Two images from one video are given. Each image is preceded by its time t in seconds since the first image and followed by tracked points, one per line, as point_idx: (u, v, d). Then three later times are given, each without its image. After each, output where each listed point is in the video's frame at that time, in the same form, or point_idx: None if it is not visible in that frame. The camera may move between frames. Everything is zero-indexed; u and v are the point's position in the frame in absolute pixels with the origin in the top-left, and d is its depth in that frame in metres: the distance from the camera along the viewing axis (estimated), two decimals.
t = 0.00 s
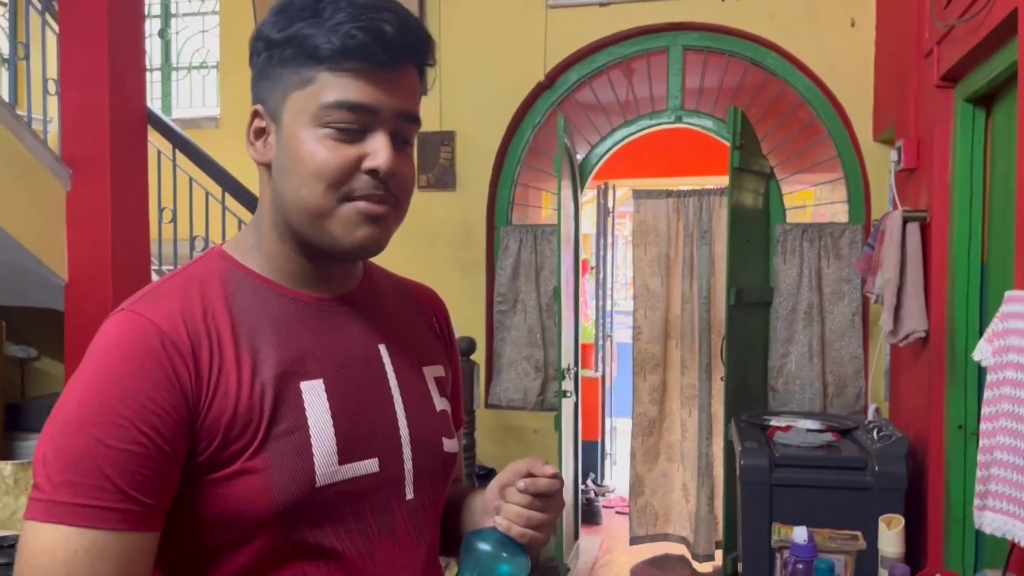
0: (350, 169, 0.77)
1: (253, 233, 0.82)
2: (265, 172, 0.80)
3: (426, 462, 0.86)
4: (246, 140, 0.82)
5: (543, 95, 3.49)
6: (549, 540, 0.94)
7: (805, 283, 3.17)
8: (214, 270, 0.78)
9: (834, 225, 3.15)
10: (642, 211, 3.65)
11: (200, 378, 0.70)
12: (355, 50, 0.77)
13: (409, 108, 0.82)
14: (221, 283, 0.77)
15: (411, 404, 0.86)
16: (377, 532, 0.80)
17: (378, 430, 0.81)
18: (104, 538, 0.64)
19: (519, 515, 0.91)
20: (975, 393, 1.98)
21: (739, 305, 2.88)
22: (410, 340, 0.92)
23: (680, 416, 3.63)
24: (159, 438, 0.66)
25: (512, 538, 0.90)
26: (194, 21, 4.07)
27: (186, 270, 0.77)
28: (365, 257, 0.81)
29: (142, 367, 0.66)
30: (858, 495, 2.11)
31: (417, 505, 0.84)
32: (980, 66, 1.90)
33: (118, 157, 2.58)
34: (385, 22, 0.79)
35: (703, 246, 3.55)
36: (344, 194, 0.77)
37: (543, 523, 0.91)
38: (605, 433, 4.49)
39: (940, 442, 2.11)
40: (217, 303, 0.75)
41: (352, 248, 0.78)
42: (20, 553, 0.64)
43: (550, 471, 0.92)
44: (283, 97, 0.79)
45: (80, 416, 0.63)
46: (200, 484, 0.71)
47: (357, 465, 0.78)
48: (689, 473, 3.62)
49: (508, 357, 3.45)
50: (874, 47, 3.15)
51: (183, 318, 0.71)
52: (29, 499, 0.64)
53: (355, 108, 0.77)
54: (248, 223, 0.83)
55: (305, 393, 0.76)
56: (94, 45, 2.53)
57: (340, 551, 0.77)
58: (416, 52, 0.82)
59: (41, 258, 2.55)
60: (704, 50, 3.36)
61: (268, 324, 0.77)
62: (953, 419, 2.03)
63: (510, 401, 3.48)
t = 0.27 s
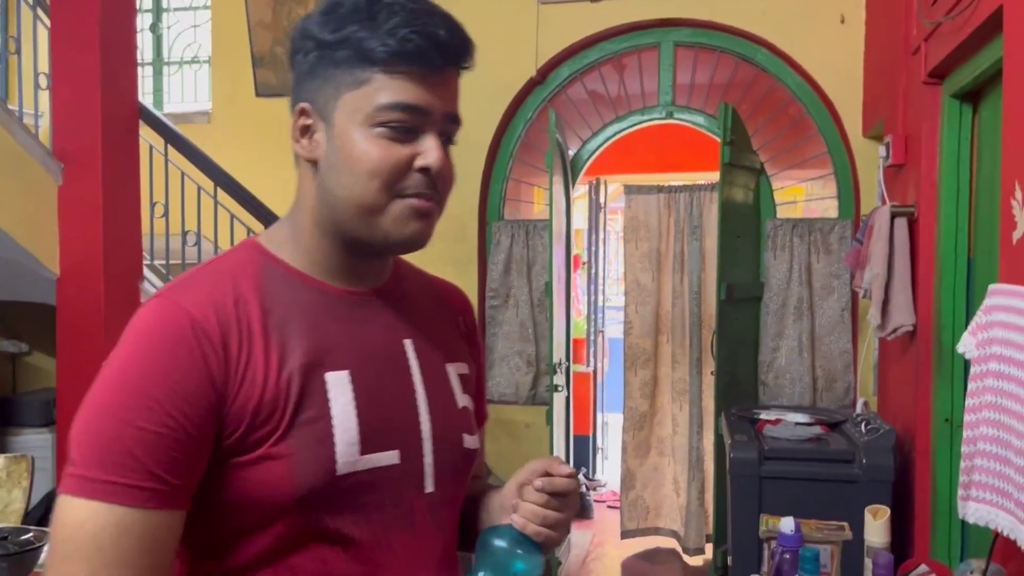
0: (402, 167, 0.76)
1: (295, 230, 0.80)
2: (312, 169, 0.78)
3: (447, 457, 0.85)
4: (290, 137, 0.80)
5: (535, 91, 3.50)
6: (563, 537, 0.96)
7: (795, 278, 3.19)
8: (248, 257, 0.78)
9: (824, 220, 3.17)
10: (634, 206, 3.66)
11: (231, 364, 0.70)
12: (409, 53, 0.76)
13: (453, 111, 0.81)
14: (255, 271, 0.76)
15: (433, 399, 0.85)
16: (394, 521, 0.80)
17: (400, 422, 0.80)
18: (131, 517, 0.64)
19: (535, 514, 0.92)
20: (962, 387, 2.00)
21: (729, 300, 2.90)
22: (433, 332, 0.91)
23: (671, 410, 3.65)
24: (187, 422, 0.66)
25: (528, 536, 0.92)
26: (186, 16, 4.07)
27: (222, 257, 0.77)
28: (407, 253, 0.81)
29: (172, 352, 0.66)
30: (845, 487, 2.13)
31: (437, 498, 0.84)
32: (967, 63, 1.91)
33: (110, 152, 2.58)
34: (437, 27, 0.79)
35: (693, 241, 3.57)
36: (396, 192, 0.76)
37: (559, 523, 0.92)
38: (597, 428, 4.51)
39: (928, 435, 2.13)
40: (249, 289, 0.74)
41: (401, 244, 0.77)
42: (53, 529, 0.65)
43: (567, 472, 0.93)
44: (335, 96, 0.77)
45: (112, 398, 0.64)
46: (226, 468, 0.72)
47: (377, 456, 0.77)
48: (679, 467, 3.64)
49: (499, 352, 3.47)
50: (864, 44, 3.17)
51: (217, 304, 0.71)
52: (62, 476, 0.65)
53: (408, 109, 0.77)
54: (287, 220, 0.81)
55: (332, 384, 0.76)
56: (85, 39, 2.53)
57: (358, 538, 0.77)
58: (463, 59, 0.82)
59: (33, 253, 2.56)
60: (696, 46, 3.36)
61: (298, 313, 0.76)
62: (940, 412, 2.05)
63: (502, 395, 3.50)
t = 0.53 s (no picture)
0: (470, 160, 0.74)
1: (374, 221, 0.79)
2: (393, 163, 0.78)
3: (516, 455, 0.80)
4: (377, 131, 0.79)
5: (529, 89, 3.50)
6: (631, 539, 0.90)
7: (787, 276, 3.20)
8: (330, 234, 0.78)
9: (816, 218, 3.18)
10: (627, 204, 3.67)
11: (309, 338, 0.69)
12: (486, 48, 0.74)
13: (534, 109, 0.78)
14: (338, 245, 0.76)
15: (502, 392, 0.80)
16: (457, 512, 0.75)
17: (468, 411, 0.76)
18: (206, 477, 0.64)
19: (598, 512, 0.87)
20: (953, 386, 2.02)
21: (722, 298, 2.91)
22: (506, 328, 0.86)
23: (664, 408, 3.66)
24: (262, 394, 0.65)
25: (592, 534, 0.87)
26: (178, 12, 4.03)
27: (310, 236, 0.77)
28: (479, 247, 0.78)
29: (252, 323, 0.66)
30: (838, 484, 2.14)
31: (501, 491, 0.79)
32: (959, 62, 1.93)
33: (101, 148, 2.57)
34: (516, 25, 0.76)
35: (686, 239, 3.58)
36: (462, 183, 0.74)
37: (624, 523, 0.88)
38: (590, 425, 4.52)
39: (920, 431, 2.15)
40: (329, 263, 0.74)
41: (462, 234, 0.75)
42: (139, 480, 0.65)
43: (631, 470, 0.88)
44: (414, 91, 0.76)
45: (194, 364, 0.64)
46: (296, 442, 0.70)
47: (441, 442, 0.73)
48: (672, 464, 3.65)
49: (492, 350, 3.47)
50: (856, 42, 3.18)
51: (298, 279, 0.70)
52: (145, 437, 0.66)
53: (481, 104, 0.74)
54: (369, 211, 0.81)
55: (401, 366, 0.73)
56: (77, 35, 2.51)
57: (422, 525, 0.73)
58: (544, 56, 0.78)
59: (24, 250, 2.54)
60: (688, 45, 3.38)
61: (374, 293, 0.74)
62: (931, 409, 2.07)
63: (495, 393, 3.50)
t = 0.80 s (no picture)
0: (549, 169, 0.81)
1: (463, 228, 0.88)
2: (480, 175, 0.87)
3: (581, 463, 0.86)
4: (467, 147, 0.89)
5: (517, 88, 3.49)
6: (689, 552, 0.95)
7: (774, 275, 3.21)
8: (416, 241, 0.87)
9: (803, 219, 3.19)
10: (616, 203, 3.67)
11: (392, 337, 0.77)
12: (565, 64, 0.82)
13: (613, 120, 0.85)
14: (423, 252, 0.85)
15: (575, 402, 0.88)
16: (523, 508, 0.82)
17: (541, 416, 0.84)
18: (296, 463, 0.72)
19: (656, 519, 0.92)
20: (938, 384, 2.04)
21: (710, 297, 2.93)
22: (580, 345, 0.93)
23: (652, 407, 3.67)
24: (351, 386, 0.74)
25: (650, 541, 0.91)
26: (165, 9, 4.01)
27: (396, 244, 0.86)
28: (559, 255, 0.86)
29: (344, 321, 0.74)
30: (824, 482, 2.16)
31: (566, 496, 0.86)
32: (944, 63, 1.94)
33: (88, 146, 2.55)
34: (593, 39, 0.84)
35: (675, 238, 3.60)
36: (542, 192, 0.82)
37: (683, 530, 0.92)
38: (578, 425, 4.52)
39: (904, 429, 2.16)
40: (414, 270, 0.83)
41: (546, 241, 0.82)
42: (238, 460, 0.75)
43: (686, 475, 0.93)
44: (499, 106, 0.85)
45: (291, 354, 0.73)
46: (380, 431, 0.78)
47: (517, 443, 0.81)
48: (660, 463, 3.67)
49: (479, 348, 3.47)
50: (843, 43, 3.20)
51: (387, 283, 0.79)
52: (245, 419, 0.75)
53: (561, 117, 0.82)
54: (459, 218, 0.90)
55: (483, 367, 0.82)
56: (62, 32, 2.50)
57: (496, 518, 0.80)
58: (620, 70, 0.86)
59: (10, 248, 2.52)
60: (676, 45, 3.41)
61: (449, 299, 0.83)
62: (917, 408, 2.08)
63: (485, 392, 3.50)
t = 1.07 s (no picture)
0: (595, 184, 0.81)
1: (497, 232, 0.88)
2: (517, 186, 0.87)
3: (608, 459, 0.89)
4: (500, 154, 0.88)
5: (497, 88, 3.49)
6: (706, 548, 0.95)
7: (751, 276, 3.24)
8: (448, 235, 0.87)
9: (780, 219, 3.22)
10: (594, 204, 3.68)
11: (433, 326, 0.77)
12: (609, 82, 0.82)
13: (651, 133, 0.86)
14: (457, 243, 0.86)
15: (598, 399, 0.89)
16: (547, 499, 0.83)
17: (570, 411, 0.85)
18: (329, 441, 0.71)
19: (675, 516, 0.93)
20: (913, 382, 2.04)
21: (687, 297, 2.94)
22: (601, 345, 0.94)
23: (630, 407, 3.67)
24: (389, 370, 0.73)
25: (669, 537, 0.92)
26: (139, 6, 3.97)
27: (429, 237, 0.86)
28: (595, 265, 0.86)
29: (383, 304, 0.74)
30: (801, 481, 2.18)
31: (587, 492, 0.88)
32: (919, 65, 1.96)
33: (60, 143, 2.52)
34: (637, 56, 0.83)
35: (653, 238, 3.60)
36: (586, 207, 0.82)
37: (702, 526, 0.93)
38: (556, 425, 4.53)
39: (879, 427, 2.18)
40: (449, 259, 0.83)
41: (586, 253, 0.83)
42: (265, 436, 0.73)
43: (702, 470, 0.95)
44: (540, 120, 0.84)
45: (330, 333, 0.72)
46: (414, 420, 0.78)
47: (547, 436, 0.82)
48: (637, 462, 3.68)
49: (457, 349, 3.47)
50: (820, 46, 3.23)
51: (425, 271, 0.79)
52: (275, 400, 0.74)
53: (606, 134, 0.82)
54: (491, 219, 0.90)
55: (518, 360, 0.82)
56: (34, 27, 2.46)
57: (522, 509, 0.81)
58: (659, 84, 0.86)
59: None
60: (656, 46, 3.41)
61: (484, 289, 0.83)
62: (891, 407, 2.10)
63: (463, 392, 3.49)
